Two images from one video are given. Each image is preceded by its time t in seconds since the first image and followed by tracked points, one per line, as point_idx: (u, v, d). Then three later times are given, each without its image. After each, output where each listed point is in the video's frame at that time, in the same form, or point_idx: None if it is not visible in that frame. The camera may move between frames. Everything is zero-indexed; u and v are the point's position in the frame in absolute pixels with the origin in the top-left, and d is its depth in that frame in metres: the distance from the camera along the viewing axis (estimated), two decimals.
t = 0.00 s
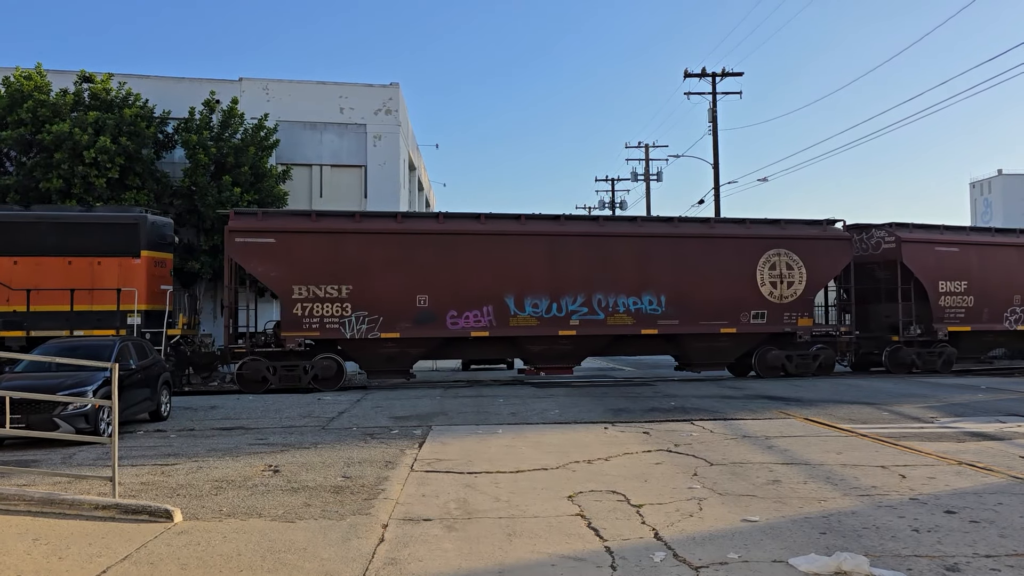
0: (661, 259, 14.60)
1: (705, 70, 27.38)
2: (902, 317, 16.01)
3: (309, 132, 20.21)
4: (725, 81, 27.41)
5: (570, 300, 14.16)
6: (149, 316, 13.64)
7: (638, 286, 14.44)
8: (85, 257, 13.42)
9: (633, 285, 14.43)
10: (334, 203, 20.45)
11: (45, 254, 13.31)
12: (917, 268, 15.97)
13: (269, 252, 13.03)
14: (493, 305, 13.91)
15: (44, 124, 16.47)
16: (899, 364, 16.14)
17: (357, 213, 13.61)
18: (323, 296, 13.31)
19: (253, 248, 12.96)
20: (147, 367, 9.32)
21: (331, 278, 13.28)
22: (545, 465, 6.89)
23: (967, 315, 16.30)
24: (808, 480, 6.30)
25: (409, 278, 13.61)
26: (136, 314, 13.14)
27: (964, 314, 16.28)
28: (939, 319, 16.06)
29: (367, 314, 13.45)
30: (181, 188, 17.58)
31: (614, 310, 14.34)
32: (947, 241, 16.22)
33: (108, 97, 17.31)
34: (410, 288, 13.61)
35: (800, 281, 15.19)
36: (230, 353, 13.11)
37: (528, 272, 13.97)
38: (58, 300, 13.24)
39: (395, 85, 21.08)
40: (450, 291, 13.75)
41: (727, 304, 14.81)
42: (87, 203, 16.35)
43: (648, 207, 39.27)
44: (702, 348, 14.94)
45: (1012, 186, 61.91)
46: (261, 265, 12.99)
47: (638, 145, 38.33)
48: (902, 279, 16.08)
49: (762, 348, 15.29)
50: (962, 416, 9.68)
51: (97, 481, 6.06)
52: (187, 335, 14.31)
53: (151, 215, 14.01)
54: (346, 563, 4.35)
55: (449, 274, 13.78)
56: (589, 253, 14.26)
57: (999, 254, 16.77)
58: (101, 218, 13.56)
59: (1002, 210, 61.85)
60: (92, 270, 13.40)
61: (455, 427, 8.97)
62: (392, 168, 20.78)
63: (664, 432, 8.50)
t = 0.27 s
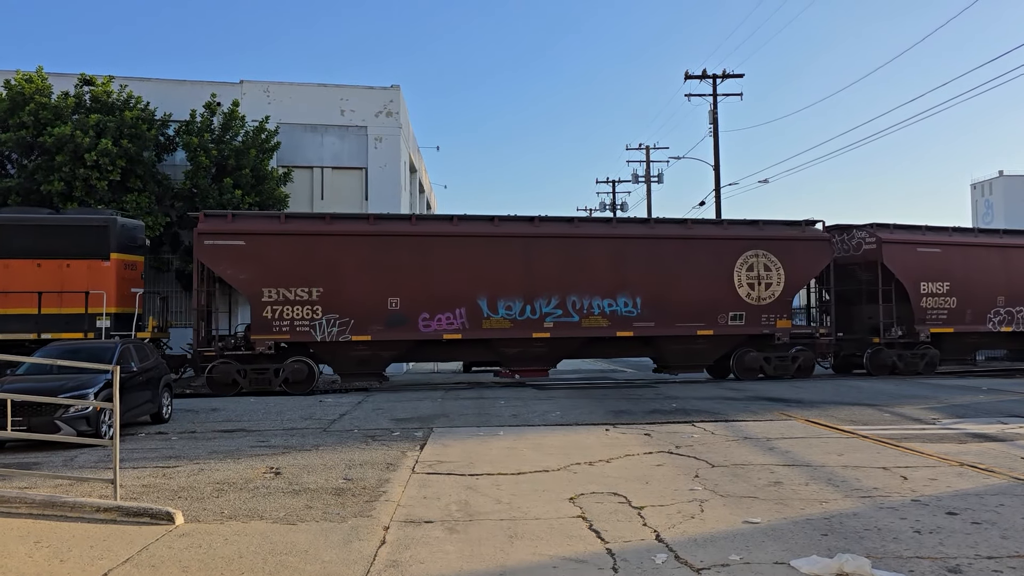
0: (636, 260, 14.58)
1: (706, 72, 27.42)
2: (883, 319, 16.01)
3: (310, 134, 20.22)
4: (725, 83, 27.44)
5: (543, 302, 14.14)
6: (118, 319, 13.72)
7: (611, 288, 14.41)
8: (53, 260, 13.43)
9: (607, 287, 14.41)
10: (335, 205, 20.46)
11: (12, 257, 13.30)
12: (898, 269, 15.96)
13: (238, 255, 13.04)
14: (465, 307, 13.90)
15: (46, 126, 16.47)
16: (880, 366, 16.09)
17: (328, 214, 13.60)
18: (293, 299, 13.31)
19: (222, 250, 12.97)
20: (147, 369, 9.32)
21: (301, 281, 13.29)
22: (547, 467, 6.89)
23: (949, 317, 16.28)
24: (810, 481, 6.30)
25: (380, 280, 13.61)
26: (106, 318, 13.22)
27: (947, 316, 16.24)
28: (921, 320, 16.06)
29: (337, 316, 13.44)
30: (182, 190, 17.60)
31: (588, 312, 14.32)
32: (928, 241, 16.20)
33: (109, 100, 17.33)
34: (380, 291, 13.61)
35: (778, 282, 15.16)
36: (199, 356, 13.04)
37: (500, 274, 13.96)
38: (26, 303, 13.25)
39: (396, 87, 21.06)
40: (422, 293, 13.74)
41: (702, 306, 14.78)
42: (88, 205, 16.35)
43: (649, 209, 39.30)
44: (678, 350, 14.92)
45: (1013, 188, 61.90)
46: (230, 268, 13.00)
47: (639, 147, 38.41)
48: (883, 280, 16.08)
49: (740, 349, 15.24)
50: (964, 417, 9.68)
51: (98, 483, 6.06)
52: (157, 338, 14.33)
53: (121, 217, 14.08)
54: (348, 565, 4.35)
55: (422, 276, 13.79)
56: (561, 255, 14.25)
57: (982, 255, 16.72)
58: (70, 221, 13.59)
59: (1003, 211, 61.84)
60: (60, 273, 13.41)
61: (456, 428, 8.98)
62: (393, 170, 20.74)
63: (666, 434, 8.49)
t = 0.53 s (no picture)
0: (611, 262, 14.51)
1: (706, 74, 27.45)
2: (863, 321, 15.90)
3: (311, 136, 20.25)
4: (726, 84, 27.46)
5: (516, 304, 14.10)
6: (87, 321, 13.73)
7: (585, 290, 14.35)
8: (21, 262, 13.44)
9: (580, 289, 14.35)
10: (336, 207, 20.48)
11: None
12: (879, 271, 15.84)
13: (207, 257, 13.06)
14: (437, 310, 13.86)
15: (47, 128, 16.47)
16: (861, 369, 15.97)
17: (299, 217, 13.59)
18: (263, 301, 13.29)
19: (191, 253, 13.00)
20: (148, 370, 9.32)
21: (271, 283, 13.28)
22: (548, 469, 6.89)
23: (931, 319, 16.18)
24: (811, 483, 6.30)
25: (351, 283, 13.59)
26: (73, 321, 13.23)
27: (928, 318, 16.16)
28: (903, 322, 15.96)
29: (308, 319, 13.42)
30: (184, 192, 17.61)
31: (563, 314, 14.25)
32: (910, 242, 16.13)
33: (110, 102, 17.35)
34: (352, 293, 13.59)
35: (755, 284, 15.07)
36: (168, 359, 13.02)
37: (472, 276, 13.93)
38: None
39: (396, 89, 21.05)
40: (393, 295, 13.72)
41: (677, 308, 14.70)
42: (90, 208, 16.35)
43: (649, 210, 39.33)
44: (655, 352, 14.85)
45: (1014, 190, 61.88)
46: (199, 270, 13.02)
47: (640, 149, 38.49)
48: (863, 282, 15.97)
49: (717, 352, 15.14)
50: (965, 418, 9.66)
51: (99, 486, 6.06)
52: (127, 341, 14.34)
53: (90, 219, 14.06)
54: (349, 567, 4.35)
55: (394, 278, 13.76)
56: (533, 257, 14.21)
57: (964, 256, 16.65)
58: (38, 223, 13.59)
59: (1005, 212, 61.80)
60: (28, 275, 13.41)
61: (457, 430, 8.98)
62: (393, 172, 20.75)
63: (667, 435, 8.49)
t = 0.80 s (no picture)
0: (585, 262, 14.41)
1: (707, 75, 27.48)
2: (842, 323, 15.75)
3: (312, 137, 20.25)
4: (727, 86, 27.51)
5: (488, 305, 14.01)
6: (55, 323, 13.75)
7: (558, 291, 14.26)
8: None
9: (554, 289, 14.26)
10: (337, 208, 20.51)
11: None
12: (857, 272, 15.67)
13: (174, 258, 12.97)
14: (408, 311, 13.78)
15: (48, 130, 16.51)
16: (840, 370, 15.86)
17: (268, 217, 13.50)
18: (231, 303, 13.22)
19: (158, 253, 12.90)
20: (149, 371, 9.33)
21: (240, 284, 13.21)
22: (549, 470, 6.89)
23: (911, 320, 16.04)
24: (812, 485, 6.29)
25: (321, 283, 13.51)
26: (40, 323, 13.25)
27: (908, 319, 16.01)
28: (882, 324, 15.82)
29: (277, 320, 13.35)
30: (185, 193, 17.62)
31: (536, 315, 14.18)
32: (890, 243, 15.92)
33: (111, 103, 17.38)
34: (321, 294, 13.52)
35: (732, 285, 14.95)
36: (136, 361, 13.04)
37: (443, 277, 13.85)
38: None
39: (397, 90, 21.07)
40: (363, 296, 13.64)
41: (653, 309, 14.61)
42: (91, 210, 16.37)
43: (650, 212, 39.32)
44: (629, 354, 14.73)
45: (1015, 191, 61.84)
46: (167, 271, 12.93)
47: (641, 150, 38.55)
48: (842, 283, 15.78)
49: (692, 354, 15.05)
50: (966, 420, 9.65)
51: (100, 487, 6.06)
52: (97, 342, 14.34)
53: (58, 221, 14.07)
54: (349, 568, 4.35)
55: (364, 279, 13.67)
56: (506, 257, 14.11)
57: (945, 257, 16.47)
58: (6, 225, 13.61)
59: (1006, 213, 61.74)
60: None
61: (458, 431, 8.98)
62: (395, 173, 20.78)
63: (668, 437, 8.48)
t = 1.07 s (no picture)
0: (555, 263, 14.37)
1: (707, 76, 27.49)
2: (818, 323, 15.64)
3: (312, 138, 20.26)
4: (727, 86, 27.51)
5: (458, 306, 13.97)
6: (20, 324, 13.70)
7: (529, 291, 14.22)
8: None
9: (524, 290, 14.21)
10: (337, 209, 20.53)
11: None
12: (834, 272, 15.53)
13: (140, 258, 12.99)
14: (376, 311, 13.74)
15: (48, 131, 16.52)
16: (817, 371, 15.76)
17: (235, 218, 13.48)
18: (197, 303, 13.22)
19: (124, 254, 12.93)
20: (149, 372, 9.33)
21: (206, 285, 13.20)
22: (549, 471, 6.88)
23: (889, 321, 15.86)
24: (812, 485, 6.29)
25: (288, 284, 13.49)
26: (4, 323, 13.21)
27: (886, 320, 15.84)
28: (859, 324, 15.67)
29: (243, 321, 13.33)
30: (185, 194, 17.61)
31: (506, 316, 14.13)
32: (868, 243, 15.74)
33: (111, 104, 17.39)
34: (288, 295, 13.51)
35: (705, 285, 14.88)
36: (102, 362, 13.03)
37: (412, 278, 13.82)
38: None
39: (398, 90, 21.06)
40: (330, 297, 13.61)
41: (625, 309, 14.54)
42: (91, 211, 16.37)
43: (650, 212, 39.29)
44: (601, 355, 14.67)
45: (1014, 191, 61.83)
46: (132, 272, 12.96)
47: (641, 151, 38.59)
48: (818, 284, 15.64)
49: (665, 355, 15.00)
50: (966, 420, 9.64)
51: (100, 488, 6.06)
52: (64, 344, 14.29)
53: (24, 221, 14.09)
54: (349, 569, 4.35)
55: (332, 280, 13.66)
56: (476, 258, 14.06)
57: (926, 257, 16.25)
58: None
59: (1006, 214, 61.74)
60: None
61: (459, 432, 8.98)
62: (395, 173, 20.79)
63: (668, 437, 8.47)
